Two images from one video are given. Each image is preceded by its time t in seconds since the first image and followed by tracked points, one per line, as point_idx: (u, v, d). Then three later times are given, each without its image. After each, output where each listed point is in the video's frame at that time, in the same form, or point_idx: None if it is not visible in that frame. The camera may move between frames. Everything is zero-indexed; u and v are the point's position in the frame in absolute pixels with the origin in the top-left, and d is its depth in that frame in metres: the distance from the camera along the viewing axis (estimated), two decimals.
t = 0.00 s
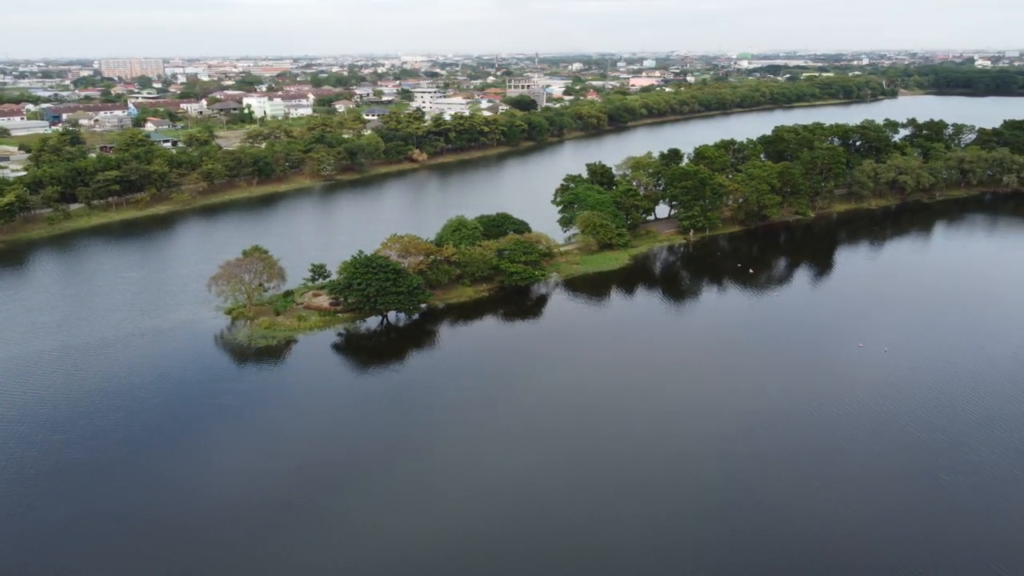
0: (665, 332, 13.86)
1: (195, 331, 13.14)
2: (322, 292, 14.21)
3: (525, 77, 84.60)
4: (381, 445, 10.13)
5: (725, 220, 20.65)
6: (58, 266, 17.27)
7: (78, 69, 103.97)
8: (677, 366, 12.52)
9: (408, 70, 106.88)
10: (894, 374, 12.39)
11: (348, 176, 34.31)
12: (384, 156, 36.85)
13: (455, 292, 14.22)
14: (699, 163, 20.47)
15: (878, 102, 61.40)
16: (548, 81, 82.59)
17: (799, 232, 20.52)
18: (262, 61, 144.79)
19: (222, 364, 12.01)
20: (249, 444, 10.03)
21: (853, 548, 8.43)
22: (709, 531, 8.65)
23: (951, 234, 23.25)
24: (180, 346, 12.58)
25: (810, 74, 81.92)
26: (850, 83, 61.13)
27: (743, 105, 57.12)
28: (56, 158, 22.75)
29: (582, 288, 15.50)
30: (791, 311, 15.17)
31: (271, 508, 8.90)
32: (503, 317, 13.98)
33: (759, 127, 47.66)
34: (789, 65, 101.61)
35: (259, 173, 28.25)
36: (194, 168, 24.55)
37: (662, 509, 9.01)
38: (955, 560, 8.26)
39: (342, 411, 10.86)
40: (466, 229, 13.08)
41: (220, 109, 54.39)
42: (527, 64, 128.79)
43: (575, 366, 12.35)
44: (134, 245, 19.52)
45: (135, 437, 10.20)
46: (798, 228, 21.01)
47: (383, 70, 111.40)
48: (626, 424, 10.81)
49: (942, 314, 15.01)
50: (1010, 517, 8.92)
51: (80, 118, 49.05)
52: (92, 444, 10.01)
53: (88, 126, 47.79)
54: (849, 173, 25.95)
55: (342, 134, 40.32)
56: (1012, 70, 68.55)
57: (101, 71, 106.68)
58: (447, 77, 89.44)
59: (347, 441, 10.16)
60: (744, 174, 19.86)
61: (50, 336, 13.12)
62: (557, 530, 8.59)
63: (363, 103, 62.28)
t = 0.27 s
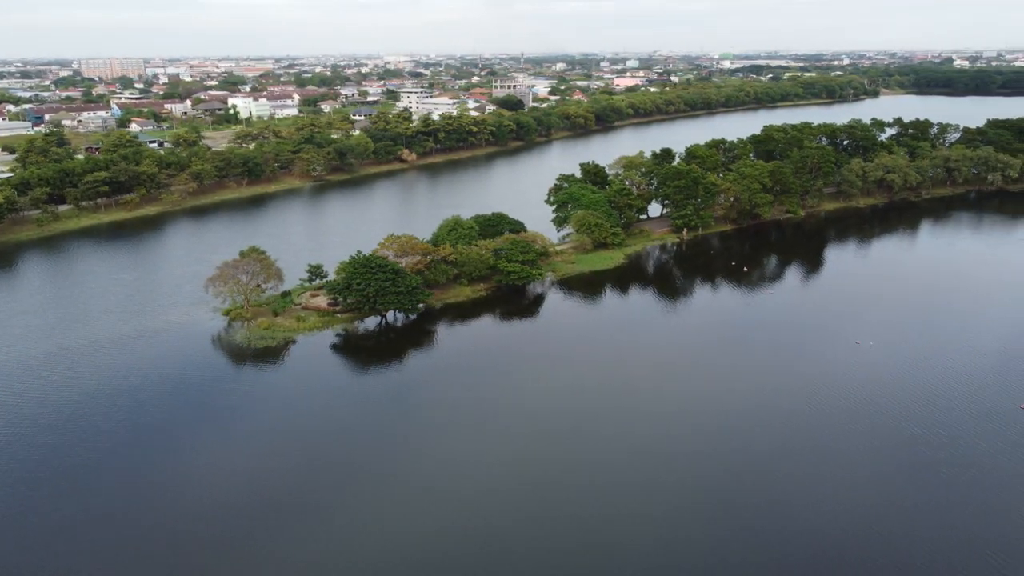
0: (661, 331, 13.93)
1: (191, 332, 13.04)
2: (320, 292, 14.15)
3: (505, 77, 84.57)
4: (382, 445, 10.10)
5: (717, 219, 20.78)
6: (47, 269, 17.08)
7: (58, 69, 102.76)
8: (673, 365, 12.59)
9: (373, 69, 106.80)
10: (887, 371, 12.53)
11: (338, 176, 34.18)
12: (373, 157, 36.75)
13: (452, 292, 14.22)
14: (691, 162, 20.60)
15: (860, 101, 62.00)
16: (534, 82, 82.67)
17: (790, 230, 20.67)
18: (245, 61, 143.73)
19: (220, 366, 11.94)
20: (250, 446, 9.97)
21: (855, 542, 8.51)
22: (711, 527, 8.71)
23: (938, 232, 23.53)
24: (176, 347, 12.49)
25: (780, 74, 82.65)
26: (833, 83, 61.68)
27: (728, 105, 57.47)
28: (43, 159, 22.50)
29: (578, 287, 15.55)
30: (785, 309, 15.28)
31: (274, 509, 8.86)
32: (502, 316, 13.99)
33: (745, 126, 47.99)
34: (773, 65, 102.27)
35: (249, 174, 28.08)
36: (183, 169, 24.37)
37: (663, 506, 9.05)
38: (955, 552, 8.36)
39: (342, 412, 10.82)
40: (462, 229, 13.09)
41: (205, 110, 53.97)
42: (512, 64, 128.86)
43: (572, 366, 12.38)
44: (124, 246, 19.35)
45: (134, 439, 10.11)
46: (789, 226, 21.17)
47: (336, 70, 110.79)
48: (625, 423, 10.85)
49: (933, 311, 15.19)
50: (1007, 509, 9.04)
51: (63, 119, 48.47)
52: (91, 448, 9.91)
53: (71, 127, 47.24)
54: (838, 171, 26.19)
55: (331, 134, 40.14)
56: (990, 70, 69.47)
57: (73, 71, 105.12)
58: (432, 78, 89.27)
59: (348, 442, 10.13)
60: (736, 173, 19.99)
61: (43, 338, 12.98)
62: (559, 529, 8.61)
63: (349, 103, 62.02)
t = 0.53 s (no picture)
0: (656, 329, 14.00)
1: (187, 333, 12.95)
2: (317, 293, 14.10)
3: (491, 78, 84.55)
4: (383, 446, 10.09)
5: (709, 218, 20.91)
6: (37, 271, 16.89)
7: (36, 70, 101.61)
8: (669, 363, 12.66)
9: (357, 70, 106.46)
10: (880, 367, 12.66)
11: (327, 177, 34.05)
12: (363, 157, 36.64)
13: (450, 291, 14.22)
14: (683, 162, 20.74)
15: (843, 101, 62.61)
16: (520, 82, 82.74)
17: (781, 228, 20.84)
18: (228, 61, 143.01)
19: (218, 367, 11.86)
20: (251, 447, 9.92)
21: (856, 536, 8.61)
22: (714, 524, 8.78)
23: (926, 230, 23.81)
24: (172, 349, 12.39)
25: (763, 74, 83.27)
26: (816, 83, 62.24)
27: (713, 105, 57.83)
28: (30, 160, 22.26)
29: (574, 286, 15.59)
30: (778, 308, 15.40)
31: (278, 511, 8.82)
32: (500, 316, 14.00)
33: (731, 126, 48.32)
34: (756, 66, 103.10)
35: (239, 175, 27.90)
36: (172, 170, 24.18)
37: (664, 504, 9.10)
38: (954, 546, 8.47)
39: (341, 413, 10.78)
40: (458, 229, 13.10)
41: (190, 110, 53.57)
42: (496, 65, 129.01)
43: (569, 365, 12.42)
44: (115, 248, 19.18)
45: (133, 442, 10.02)
46: (780, 224, 21.35)
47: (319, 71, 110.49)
48: (623, 422, 10.89)
49: (923, 308, 15.37)
50: (1004, 504, 9.16)
51: (46, 120, 47.91)
52: (90, 451, 9.82)
53: (55, 127, 46.70)
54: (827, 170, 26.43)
55: (319, 134, 39.97)
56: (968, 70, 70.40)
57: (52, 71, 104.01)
58: (417, 78, 89.08)
59: (350, 443, 10.10)
60: (728, 172, 20.12)
61: (37, 340, 12.85)
62: (560, 529, 8.63)
63: (335, 104, 61.76)
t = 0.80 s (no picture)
0: (652, 328, 14.08)
1: (183, 335, 12.86)
2: (314, 293, 14.07)
3: (476, 78, 84.47)
4: (384, 445, 10.09)
5: (701, 217, 21.06)
6: (27, 273, 16.70)
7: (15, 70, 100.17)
8: (665, 362, 12.73)
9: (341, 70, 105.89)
10: (873, 365, 12.80)
11: (317, 177, 33.91)
12: (352, 157, 36.52)
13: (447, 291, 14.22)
14: (674, 162, 20.88)
15: (826, 101, 63.21)
16: (505, 82, 82.72)
17: (772, 227, 21.01)
18: (211, 62, 141.76)
19: (216, 369, 11.79)
20: (252, 449, 9.87)
21: (855, 532, 8.71)
22: (716, 521, 8.84)
23: (913, 228, 24.11)
24: (170, 350, 12.32)
25: (746, 74, 83.84)
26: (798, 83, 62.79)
27: (698, 105, 58.13)
28: (17, 161, 22.00)
29: (569, 285, 15.65)
30: (771, 306, 15.53)
31: (281, 513, 8.77)
32: (498, 315, 14.03)
33: (718, 125, 48.63)
34: (739, 66, 103.90)
35: (228, 176, 27.73)
36: (161, 171, 24.01)
37: (666, 501, 9.17)
38: (953, 540, 8.59)
39: (340, 414, 10.75)
40: (455, 229, 13.11)
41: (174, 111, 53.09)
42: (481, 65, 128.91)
43: (566, 364, 12.45)
44: (105, 249, 19.01)
45: (133, 445, 9.94)
46: (771, 223, 21.52)
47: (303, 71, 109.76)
48: (621, 420, 10.94)
49: (913, 306, 15.56)
50: (998, 496, 9.34)
51: (28, 121, 47.27)
52: (89, 454, 9.73)
53: (37, 128, 46.10)
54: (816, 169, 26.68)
55: (307, 134, 39.77)
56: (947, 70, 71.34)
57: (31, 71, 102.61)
58: (403, 78, 88.88)
59: (350, 444, 10.07)
60: (719, 172, 20.28)
61: (31, 342, 12.73)
62: (562, 528, 8.65)
63: (321, 104, 61.43)
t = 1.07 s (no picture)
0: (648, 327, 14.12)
1: (179, 337, 12.74)
2: (311, 294, 14.04)
3: (461, 78, 84.38)
4: (385, 445, 10.08)
5: (693, 216, 21.20)
6: (16, 276, 16.50)
7: None
8: (663, 361, 12.77)
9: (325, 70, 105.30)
10: (868, 363, 12.90)
11: (306, 178, 33.75)
12: (341, 158, 36.39)
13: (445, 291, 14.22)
14: (666, 161, 21.01)
15: (808, 100, 63.76)
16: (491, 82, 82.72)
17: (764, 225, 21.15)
18: (193, 62, 140.44)
19: (213, 371, 11.70)
20: (253, 452, 9.79)
21: (856, 529, 8.76)
22: (719, 520, 8.88)
23: (900, 227, 24.40)
24: (167, 352, 12.24)
25: (729, 74, 84.43)
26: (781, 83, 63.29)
27: (684, 105, 58.45)
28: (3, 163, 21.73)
29: (565, 285, 15.69)
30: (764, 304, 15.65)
31: (283, 517, 8.70)
32: (496, 315, 14.01)
33: (704, 125, 48.94)
34: (722, 66, 104.61)
35: (218, 177, 27.54)
36: (150, 172, 23.80)
37: (668, 499, 9.23)
38: (953, 536, 8.67)
39: (340, 416, 10.70)
40: (451, 228, 13.11)
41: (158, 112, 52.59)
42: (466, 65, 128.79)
43: (563, 364, 12.47)
44: (94, 251, 18.82)
45: (132, 448, 9.83)
46: (762, 221, 21.69)
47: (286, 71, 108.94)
48: (620, 420, 10.96)
49: (904, 303, 15.74)
50: (993, 489, 9.49)
51: (9, 122, 46.62)
52: (88, 458, 9.62)
53: (19, 130, 45.48)
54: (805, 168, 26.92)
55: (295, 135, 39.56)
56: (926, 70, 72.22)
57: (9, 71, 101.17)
58: (387, 78, 88.63)
59: (352, 446, 10.02)
60: (710, 171, 20.42)
61: (25, 345, 12.59)
62: (563, 529, 8.65)
63: (307, 104, 61.10)
